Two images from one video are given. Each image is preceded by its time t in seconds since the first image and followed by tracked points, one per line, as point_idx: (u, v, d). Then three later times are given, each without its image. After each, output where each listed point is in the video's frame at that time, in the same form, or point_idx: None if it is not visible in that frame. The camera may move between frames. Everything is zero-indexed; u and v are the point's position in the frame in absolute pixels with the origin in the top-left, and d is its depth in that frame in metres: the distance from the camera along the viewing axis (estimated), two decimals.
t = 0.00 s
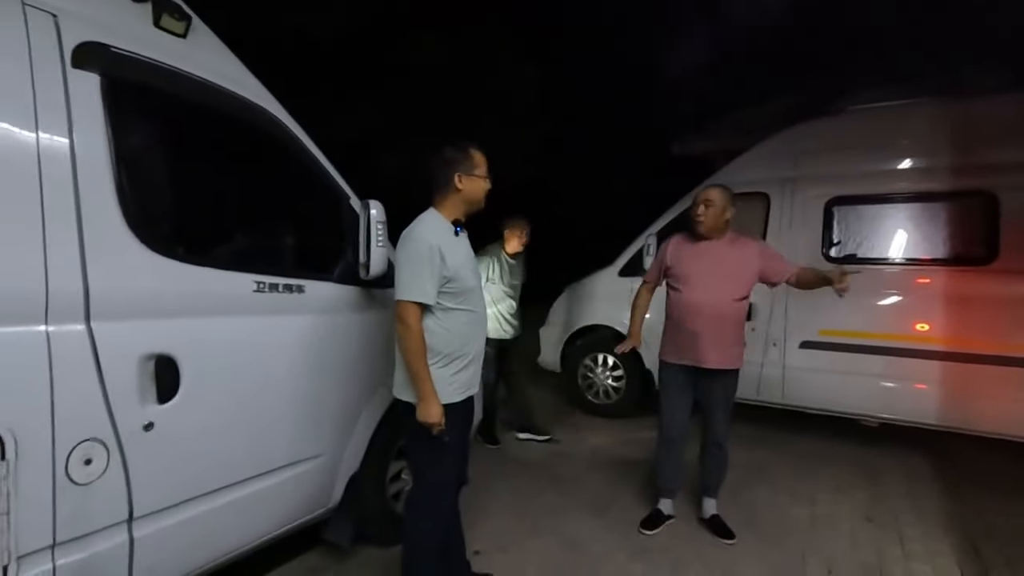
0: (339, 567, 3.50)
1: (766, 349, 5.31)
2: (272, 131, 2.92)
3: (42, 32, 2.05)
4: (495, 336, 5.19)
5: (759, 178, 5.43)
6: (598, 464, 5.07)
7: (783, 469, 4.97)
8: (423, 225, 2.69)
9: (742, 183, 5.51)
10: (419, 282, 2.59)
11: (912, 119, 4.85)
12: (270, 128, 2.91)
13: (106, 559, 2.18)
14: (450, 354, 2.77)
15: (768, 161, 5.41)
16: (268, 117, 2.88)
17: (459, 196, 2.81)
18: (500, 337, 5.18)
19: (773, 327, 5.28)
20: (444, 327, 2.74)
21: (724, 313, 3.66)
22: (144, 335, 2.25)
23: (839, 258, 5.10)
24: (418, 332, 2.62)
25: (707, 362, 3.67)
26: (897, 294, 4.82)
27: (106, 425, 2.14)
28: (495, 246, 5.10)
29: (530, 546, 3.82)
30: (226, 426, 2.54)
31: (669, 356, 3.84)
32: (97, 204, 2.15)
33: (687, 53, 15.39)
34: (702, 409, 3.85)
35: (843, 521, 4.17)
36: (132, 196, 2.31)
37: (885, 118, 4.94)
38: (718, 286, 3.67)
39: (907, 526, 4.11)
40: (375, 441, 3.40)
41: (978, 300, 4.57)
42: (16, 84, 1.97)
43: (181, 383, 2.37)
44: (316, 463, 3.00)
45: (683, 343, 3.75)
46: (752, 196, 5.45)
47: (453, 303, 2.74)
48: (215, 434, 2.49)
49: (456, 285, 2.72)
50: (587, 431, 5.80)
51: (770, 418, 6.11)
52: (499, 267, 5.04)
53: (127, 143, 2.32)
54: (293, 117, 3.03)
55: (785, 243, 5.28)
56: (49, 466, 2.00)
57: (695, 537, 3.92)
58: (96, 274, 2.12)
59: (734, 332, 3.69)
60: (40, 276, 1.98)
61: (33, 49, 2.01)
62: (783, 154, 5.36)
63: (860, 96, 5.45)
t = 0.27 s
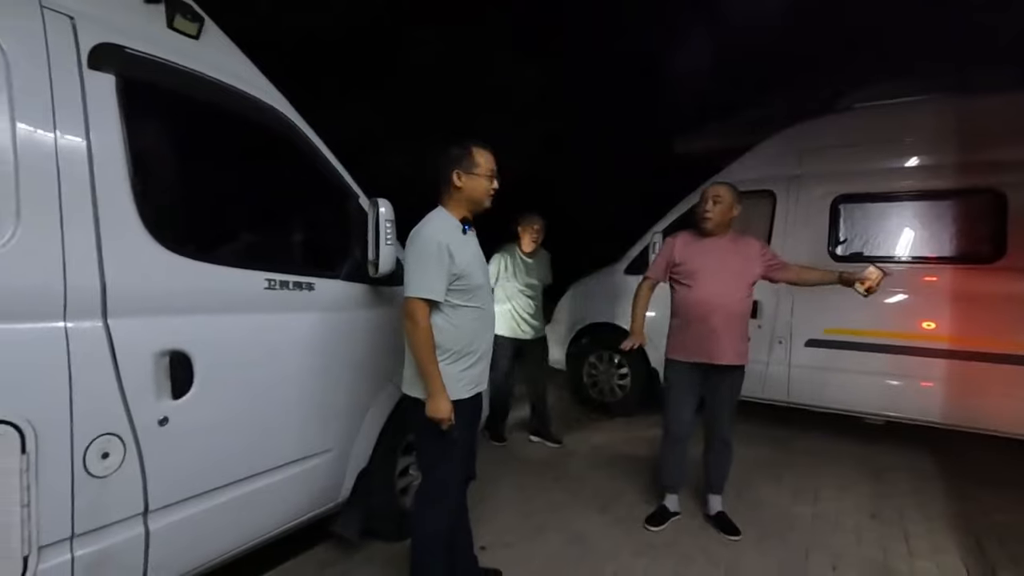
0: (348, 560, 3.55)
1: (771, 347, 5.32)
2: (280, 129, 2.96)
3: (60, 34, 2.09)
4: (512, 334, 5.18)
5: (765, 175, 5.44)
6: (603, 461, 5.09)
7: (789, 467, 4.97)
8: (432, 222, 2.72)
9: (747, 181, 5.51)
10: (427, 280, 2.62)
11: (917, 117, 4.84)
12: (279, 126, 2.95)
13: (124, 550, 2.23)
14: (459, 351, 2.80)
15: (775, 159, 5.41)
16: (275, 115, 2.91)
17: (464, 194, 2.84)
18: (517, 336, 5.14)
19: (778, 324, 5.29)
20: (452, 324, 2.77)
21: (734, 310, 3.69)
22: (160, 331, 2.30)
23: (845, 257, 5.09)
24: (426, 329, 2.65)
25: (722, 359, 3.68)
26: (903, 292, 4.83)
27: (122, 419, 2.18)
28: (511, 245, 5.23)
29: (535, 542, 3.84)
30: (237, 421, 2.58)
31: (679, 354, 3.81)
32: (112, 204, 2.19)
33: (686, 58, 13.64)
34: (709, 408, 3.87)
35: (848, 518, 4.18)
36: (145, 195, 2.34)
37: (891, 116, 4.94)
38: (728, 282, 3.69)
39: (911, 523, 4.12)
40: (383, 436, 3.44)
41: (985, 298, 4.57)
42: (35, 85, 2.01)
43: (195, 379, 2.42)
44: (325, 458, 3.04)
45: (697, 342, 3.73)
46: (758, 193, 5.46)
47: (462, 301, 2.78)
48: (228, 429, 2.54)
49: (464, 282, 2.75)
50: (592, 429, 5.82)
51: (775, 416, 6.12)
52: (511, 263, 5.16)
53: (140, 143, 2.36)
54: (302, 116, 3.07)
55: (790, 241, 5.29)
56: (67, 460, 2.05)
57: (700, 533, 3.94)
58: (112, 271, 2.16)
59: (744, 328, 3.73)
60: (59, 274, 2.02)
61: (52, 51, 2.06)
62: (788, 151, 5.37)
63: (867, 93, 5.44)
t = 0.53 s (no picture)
0: (366, 551, 3.62)
1: (788, 345, 5.28)
2: (301, 127, 3.02)
3: (91, 37, 2.16)
4: (535, 329, 5.15)
5: (783, 172, 5.39)
6: (618, 458, 5.10)
7: (806, 466, 4.94)
8: (449, 218, 2.75)
9: (764, 177, 5.47)
10: (444, 276, 2.66)
11: (940, 112, 4.77)
12: (300, 124, 3.01)
13: (152, 537, 2.30)
14: (475, 347, 2.83)
15: (793, 156, 5.36)
16: (295, 112, 2.98)
17: (478, 193, 2.87)
18: (540, 330, 5.10)
19: (795, 323, 5.25)
20: (469, 320, 2.81)
21: (758, 306, 3.70)
22: (186, 325, 2.36)
23: (864, 254, 5.03)
24: (442, 324, 2.69)
25: (749, 355, 3.68)
26: (923, 290, 4.76)
27: (151, 410, 2.25)
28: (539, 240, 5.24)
29: (549, 537, 3.87)
30: (260, 414, 2.64)
31: (704, 352, 3.77)
32: (139, 203, 2.25)
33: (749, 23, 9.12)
34: (726, 406, 3.88)
35: (866, 518, 4.15)
36: (171, 193, 2.40)
37: (913, 111, 4.87)
38: (753, 279, 3.70)
39: (931, 524, 4.07)
40: (400, 429, 3.50)
41: (1008, 296, 4.49)
42: (68, 87, 2.07)
43: (220, 371, 2.48)
44: (343, 451, 3.10)
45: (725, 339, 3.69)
46: (775, 190, 5.42)
47: (479, 297, 2.81)
48: (251, 420, 2.61)
49: (481, 279, 2.78)
50: (606, 426, 5.83)
51: (791, 414, 6.08)
52: (539, 258, 5.15)
53: (168, 142, 2.43)
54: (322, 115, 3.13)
55: (808, 238, 5.24)
56: (99, 449, 2.12)
57: (715, 531, 3.94)
58: (140, 267, 2.22)
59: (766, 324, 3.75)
60: (90, 270, 2.09)
61: (84, 53, 2.12)
62: (807, 148, 5.31)
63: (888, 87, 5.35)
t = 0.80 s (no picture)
0: (388, 545, 3.67)
1: (813, 345, 5.19)
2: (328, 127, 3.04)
3: (128, 42, 2.23)
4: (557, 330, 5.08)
5: (808, 169, 5.29)
6: (639, 457, 5.07)
7: (832, 468, 4.84)
8: (470, 216, 2.78)
9: (789, 174, 5.38)
10: (461, 271, 2.69)
11: (972, 106, 4.65)
12: (327, 124, 3.03)
13: (185, 525, 2.37)
14: (495, 344, 2.85)
15: (819, 152, 5.26)
16: (321, 112, 2.99)
17: (502, 191, 2.89)
18: (563, 331, 5.02)
19: (821, 322, 5.15)
20: (488, 316, 2.83)
21: (785, 304, 3.67)
22: (216, 321, 2.42)
23: (892, 252, 4.92)
24: (457, 318, 2.71)
25: (778, 355, 3.65)
26: (955, 289, 4.64)
27: (184, 403, 2.32)
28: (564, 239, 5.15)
29: (569, 535, 3.87)
30: (288, 408, 2.71)
31: (732, 353, 3.73)
32: (172, 203, 2.31)
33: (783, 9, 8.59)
34: (749, 407, 3.86)
35: (895, 521, 4.06)
36: (202, 192, 2.46)
37: (942, 106, 4.78)
38: (780, 276, 3.66)
39: (963, 528, 3.97)
40: (423, 425, 3.54)
41: None
42: (107, 90, 2.15)
43: (249, 366, 2.54)
44: (367, 446, 3.15)
45: (756, 339, 3.64)
46: (800, 187, 5.32)
47: (498, 294, 2.82)
48: (278, 414, 2.67)
49: (502, 276, 2.80)
50: (626, 425, 5.80)
51: (816, 415, 5.99)
52: (563, 257, 5.06)
53: (199, 143, 2.49)
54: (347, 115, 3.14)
55: (835, 236, 5.14)
56: (135, 440, 2.19)
57: (738, 531, 3.90)
58: (174, 265, 2.29)
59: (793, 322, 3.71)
60: (127, 266, 2.16)
61: (121, 58, 2.20)
62: (833, 144, 5.21)
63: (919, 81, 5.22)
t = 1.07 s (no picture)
0: (403, 542, 3.69)
1: (832, 346, 5.11)
2: (346, 128, 3.09)
3: (152, 46, 2.28)
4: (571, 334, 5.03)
5: (829, 167, 5.21)
6: (654, 458, 5.04)
7: (851, 471, 4.77)
8: (488, 217, 2.78)
9: (808, 172, 5.31)
10: (479, 272, 2.70)
11: (997, 104, 4.57)
12: (345, 125, 3.08)
13: (206, 520, 2.41)
14: (512, 344, 2.85)
15: (839, 151, 5.18)
16: (339, 113, 3.03)
17: (523, 192, 2.87)
18: (576, 333, 4.98)
19: (840, 323, 5.07)
20: (505, 317, 2.83)
21: (803, 305, 3.62)
22: (237, 319, 2.46)
23: (915, 253, 4.82)
24: (471, 316, 2.72)
25: (796, 357, 3.61)
26: (980, 290, 4.55)
27: (206, 400, 2.36)
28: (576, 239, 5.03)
29: (583, 535, 3.85)
30: (306, 406, 2.73)
31: (748, 354, 3.70)
32: (195, 203, 2.35)
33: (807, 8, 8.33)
34: (767, 409, 3.81)
35: (917, 526, 3.98)
36: (225, 192, 2.51)
37: (966, 104, 4.70)
38: (798, 276, 3.62)
39: (988, 534, 3.88)
40: (438, 423, 3.55)
41: None
42: (132, 93, 2.20)
43: (269, 364, 2.57)
44: (383, 444, 3.17)
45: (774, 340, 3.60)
46: (819, 186, 5.24)
47: (515, 295, 2.83)
48: (297, 412, 2.69)
49: (519, 276, 2.80)
50: (641, 426, 5.77)
51: (835, 418, 5.90)
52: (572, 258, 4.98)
53: (221, 144, 2.53)
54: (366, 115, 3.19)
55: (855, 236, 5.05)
56: (158, 436, 2.23)
57: (755, 534, 3.86)
58: (196, 264, 2.33)
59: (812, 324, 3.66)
60: (151, 265, 2.20)
61: (147, 62, 2.25)
62: (854, 142, 5.14)
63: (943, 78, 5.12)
